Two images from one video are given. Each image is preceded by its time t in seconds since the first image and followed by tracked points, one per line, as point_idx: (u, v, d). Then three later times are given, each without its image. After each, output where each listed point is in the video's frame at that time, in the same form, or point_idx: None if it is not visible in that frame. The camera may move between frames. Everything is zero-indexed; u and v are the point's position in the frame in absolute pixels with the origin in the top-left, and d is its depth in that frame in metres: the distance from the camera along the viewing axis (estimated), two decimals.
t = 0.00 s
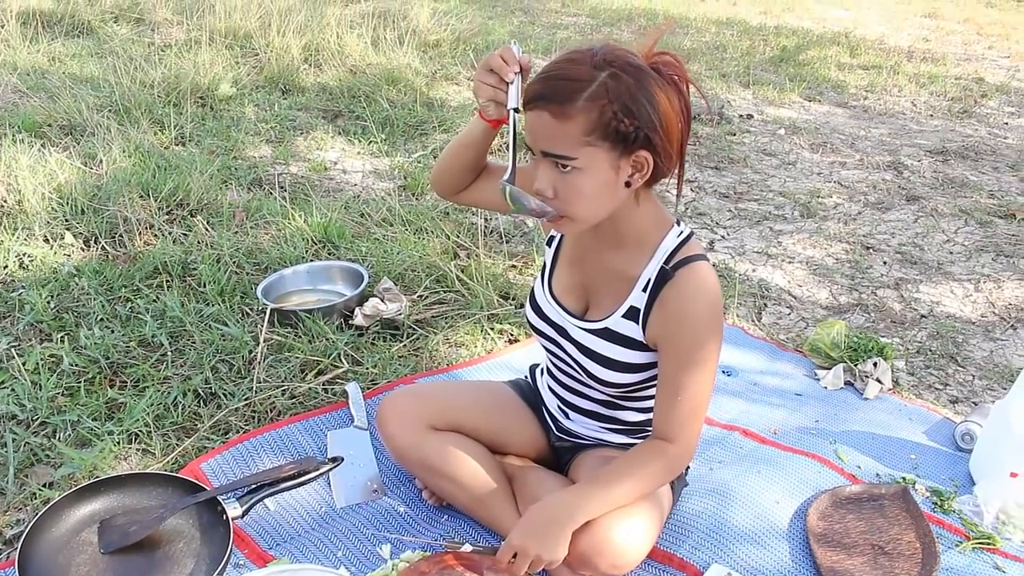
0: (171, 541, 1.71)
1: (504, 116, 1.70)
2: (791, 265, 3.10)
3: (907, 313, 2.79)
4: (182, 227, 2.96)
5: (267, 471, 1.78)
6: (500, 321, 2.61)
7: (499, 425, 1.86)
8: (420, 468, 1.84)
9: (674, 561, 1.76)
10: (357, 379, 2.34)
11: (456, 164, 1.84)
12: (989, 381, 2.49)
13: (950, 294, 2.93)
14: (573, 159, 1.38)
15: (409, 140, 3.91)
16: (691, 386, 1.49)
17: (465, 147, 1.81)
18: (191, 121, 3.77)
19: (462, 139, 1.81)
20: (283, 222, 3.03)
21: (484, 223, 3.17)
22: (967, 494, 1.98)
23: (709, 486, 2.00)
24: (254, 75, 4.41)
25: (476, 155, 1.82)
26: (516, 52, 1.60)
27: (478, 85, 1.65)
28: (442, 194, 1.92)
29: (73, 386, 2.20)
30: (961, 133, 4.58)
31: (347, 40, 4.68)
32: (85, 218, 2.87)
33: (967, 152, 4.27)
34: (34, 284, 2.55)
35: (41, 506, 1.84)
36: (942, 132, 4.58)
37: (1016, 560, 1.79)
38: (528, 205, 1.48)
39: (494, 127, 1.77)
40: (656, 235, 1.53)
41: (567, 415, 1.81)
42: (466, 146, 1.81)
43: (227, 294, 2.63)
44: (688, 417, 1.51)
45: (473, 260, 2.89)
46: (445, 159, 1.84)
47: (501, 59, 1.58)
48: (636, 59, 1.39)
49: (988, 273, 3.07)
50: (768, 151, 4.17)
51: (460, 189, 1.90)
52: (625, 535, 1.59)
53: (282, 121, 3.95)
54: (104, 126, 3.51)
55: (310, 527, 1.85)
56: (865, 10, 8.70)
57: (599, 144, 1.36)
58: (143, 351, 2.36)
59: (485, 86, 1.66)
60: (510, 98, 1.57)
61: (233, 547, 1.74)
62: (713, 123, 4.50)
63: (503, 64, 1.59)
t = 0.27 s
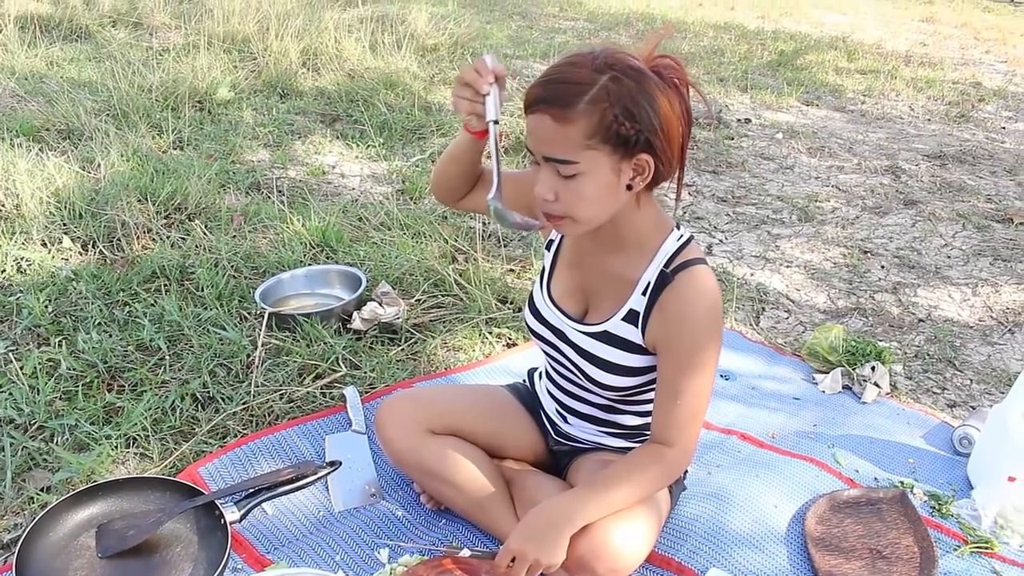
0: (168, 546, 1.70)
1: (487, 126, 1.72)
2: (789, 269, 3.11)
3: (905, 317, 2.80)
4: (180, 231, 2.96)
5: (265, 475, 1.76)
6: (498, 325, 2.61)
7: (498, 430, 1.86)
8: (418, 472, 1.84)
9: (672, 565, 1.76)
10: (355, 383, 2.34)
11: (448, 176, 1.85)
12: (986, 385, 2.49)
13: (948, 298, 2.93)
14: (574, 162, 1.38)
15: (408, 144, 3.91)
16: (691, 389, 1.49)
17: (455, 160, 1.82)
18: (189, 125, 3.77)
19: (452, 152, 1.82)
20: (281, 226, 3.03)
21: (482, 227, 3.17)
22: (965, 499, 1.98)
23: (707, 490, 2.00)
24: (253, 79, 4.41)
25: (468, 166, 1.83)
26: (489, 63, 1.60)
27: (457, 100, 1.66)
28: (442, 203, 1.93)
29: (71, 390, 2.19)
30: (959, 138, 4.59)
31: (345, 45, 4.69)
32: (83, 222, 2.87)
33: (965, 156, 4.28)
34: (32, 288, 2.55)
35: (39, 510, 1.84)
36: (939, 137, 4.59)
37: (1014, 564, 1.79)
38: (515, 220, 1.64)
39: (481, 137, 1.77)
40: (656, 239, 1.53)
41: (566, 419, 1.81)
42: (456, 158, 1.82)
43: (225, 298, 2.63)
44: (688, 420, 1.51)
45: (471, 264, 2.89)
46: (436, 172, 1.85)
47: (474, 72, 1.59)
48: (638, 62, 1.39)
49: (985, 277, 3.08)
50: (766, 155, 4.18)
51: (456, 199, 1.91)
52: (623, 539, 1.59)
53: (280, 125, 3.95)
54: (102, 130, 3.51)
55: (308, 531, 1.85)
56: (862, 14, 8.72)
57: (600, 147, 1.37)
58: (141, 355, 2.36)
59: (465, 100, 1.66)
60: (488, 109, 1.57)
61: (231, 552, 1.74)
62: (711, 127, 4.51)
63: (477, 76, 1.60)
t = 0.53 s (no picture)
0: (167, 546, 1.70)
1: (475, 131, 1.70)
2: (788, 269, 3.11)
3: (904, 317, 2.80)
4: (179, 231, 2.96)
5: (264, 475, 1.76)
6: (497, 325, 2.61)
7: (497, 430, 1.86)
8: (417, 472, 1.83)
9: (672, 565, 1.76)
10: (354, 383, 2.34)
11: (444, 182, 1.86)
12: (985, 385, 2.49)
13: (947, 298, 2.93)
14: (573, 160, 1.38)
15: (407, 144, 3.91)
16: (691, 388, 1.49)
17: (449, 168, 1.83)
18: (188, 125, 3.77)
19: (447, 160, 1.83)
20: (280, 226, 3.03)
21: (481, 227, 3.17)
22: (964, 498, 1.98)
23: (706, 490, 2.00)
24: (252, 79, 4.41)
25: (463, 174, 1.84)
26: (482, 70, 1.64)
27: (448, 105, 1.68)
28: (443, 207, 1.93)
29: (70, 391, 2.19)
30: (958, 138, 4.59)
31: (344, 45, 4.69)
32: (82, 222, 2.87)
33: (964, 156, 4.28)
34: (31, 288, 2.55)
35: (38, 511, 1.84)
36: (938, 137, 4.59)
37: (1013, 564, 1.79)
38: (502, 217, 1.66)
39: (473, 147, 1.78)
40: (655, 239, 1.53)
41: (565, 419, 1.81)
42: (450, 165, 1.82)
43: (224, 298, 2.63)
44: (687, 420, 1.51)
45: (470, 264, 2.89)
46: (433, 178, 1.86)
47: (467, 78, 1.63)
48: (639, 61, 1.39)
49: (984, 277, 3.08)
50: (765, 155, 4.18)
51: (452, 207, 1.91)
52: (622, 540, 1.59)
53: (279, 125, 3.95)
54: (101, 130, 3.51)
55: (308, 531, 1.85)
56: (862, 15, 8.72)
57: (600, 145, 1.37)
58: (140, 355, 2.36)
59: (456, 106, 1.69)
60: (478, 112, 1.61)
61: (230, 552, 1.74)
62: (710, 127, 4.51)
63: (469, 81, 1.63)
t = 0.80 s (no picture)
0: (167, 546, 1.70)
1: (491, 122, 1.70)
2: (788, 269, 3.11)
3: (904, 317, 2.80)
4: (179, 231, 2.95)
5: (264, 475, 1.76)
6: (497, 325, 2.61)
7: (496, 430, 1.86)
8: (417, 471, 1.84)
9: (672, 565, 1.76)
10: (354, 382, 2.34)
11: (448, 174, 1.84)
12: (985, 384, 2.49)
13: (947, 297, 2.93)
14: (570, 160, 1.38)
15: (406, 144, 3.91)
16: (690, 387, 1.49)
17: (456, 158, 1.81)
18: (188, 125, 3.77)
19: (453, 149, 1.81)
20: (280, 226, 3.03)
21: (481, 227, 3.17)
22: (964, 498, 1.98)
23: (706, 490, 2.00)
24: (252, 78, 4.41)
25: (468, 166, 1.83)
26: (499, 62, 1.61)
27: (461, 95, 1.65)
28: (438, 201, 1.92)
29: (70, 390, 2.19)
30: (958, 137, 4.59)
31: (344, 45, 4.69)
32: (82, 221, 2.87)
33: (964, 156, 4.28)
34: (31, 288, 2.55)
35: (38, 510, 1.84)
36: (938, 136, 4.59)
37: (1013, 564, 1.79)
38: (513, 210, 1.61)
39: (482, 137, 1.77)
40: (654, 238, 1.53)
41: (565, 418, 1.81)
42: (457, 156, 1.81)
43: (224, 298, 2.63)
44: (687, 419, 1.51)
45: (470, 264, 2.89)
46: (436, 169, 1.85)
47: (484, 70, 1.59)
48: (636, 60, 1.39)
49: (984, 276, 3.08)
50: (765, 155, 4.18)
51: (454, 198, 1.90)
52: (622, 540, 1.59)
53: (279, 125, 3.95)
54: (100, 130, 3.51)
55: (308, 531, 1.85)
56: (861, 14, 8.72)
57: (597, 144, 1.37)
58: (140, 355, 2.36)
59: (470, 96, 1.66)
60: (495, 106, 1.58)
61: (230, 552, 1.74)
62: (710, 126, 4.51)
63: (486, 73, 1.60)
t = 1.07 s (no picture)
0: (167, 547, 1.70)
1: (503, 120, 1.69)
2: (788, 270, 3.11)
3: (904, 317, 2.80)
4: (179, 232, 2.96)
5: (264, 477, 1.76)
6: (497, 326, 2.61)
7: (497, 431, 1.86)
8: (417, 473, 1.84)
9: (672, 566, 1.76)
10: (354, 384, 2.34)
11: (454, 170, 1.84)
12: (985, 385, 2.49)
13: (946, 298, 2.93)
14: (570, 160, 1.38)
15: (406, 145, 3.91)
16: (690, 388, 1.49)
17: (464, 153, 1.81)
18: (188, 126, 3.77)
19: (460, 145, 1.81)
20: (279, 227, 3.03)
21: (480, 228, 3.17)
22: (964, 499, 1.98)
23: (706, 491, 2.00)
24: (252, 79, 4.41)
25: (474, 162, 1.82)
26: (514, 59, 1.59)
27: (475, 91, 1.64)
28: (440, 198, 1.91)
29: (69, 392, 2.19)
30: (957, 137, 4.59)
31: (344, 46, 4.69)
32: (82, 223, 2.87)
33: (963, 156, 4.28)
34: (30, 289, 2.55)
35: (37, 512, 1.84)
36: (937, 137, 4.60)
37: (1013, 564, 1.79)
38: (527, 206, 1.52)
39: (491, 133, 1.76)
40: (654, 239, 1.53)
41: (565, 419, 1.80)
42: (465, 152, 1.81)
43: (224, 299, 2.63)
44: (687, 420, 1.51)
45: (469, 265, 2.89)
46: (442, 165, 1.84)
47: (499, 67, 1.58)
48: (635, 61, 1.39)
49: (984, 277, 3.08)
50: (764, 156, 4.18)
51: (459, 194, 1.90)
52: (622, 541, 1.59)
53: (279, 126, 3.95)
54: (100, 131, 3.51)
55: (308, 532, 1.85)
56: (861, 15, 8.73)
57: (597, 145, 1.36)
58: (139, 356, 2.36)
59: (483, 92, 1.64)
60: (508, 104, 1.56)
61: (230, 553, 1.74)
62: (709, 127, 4.51)
63: (501, 70, 1.58)
